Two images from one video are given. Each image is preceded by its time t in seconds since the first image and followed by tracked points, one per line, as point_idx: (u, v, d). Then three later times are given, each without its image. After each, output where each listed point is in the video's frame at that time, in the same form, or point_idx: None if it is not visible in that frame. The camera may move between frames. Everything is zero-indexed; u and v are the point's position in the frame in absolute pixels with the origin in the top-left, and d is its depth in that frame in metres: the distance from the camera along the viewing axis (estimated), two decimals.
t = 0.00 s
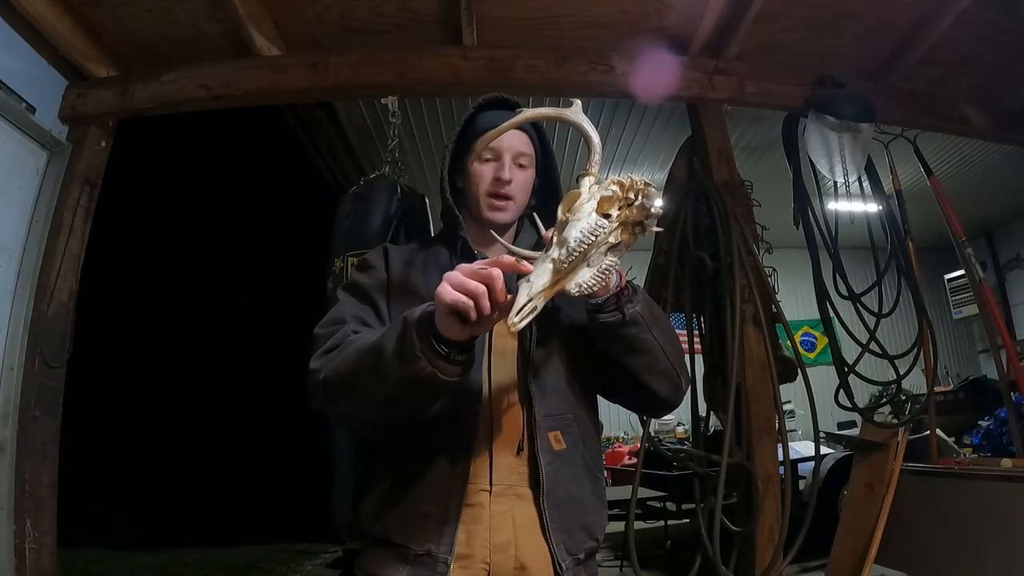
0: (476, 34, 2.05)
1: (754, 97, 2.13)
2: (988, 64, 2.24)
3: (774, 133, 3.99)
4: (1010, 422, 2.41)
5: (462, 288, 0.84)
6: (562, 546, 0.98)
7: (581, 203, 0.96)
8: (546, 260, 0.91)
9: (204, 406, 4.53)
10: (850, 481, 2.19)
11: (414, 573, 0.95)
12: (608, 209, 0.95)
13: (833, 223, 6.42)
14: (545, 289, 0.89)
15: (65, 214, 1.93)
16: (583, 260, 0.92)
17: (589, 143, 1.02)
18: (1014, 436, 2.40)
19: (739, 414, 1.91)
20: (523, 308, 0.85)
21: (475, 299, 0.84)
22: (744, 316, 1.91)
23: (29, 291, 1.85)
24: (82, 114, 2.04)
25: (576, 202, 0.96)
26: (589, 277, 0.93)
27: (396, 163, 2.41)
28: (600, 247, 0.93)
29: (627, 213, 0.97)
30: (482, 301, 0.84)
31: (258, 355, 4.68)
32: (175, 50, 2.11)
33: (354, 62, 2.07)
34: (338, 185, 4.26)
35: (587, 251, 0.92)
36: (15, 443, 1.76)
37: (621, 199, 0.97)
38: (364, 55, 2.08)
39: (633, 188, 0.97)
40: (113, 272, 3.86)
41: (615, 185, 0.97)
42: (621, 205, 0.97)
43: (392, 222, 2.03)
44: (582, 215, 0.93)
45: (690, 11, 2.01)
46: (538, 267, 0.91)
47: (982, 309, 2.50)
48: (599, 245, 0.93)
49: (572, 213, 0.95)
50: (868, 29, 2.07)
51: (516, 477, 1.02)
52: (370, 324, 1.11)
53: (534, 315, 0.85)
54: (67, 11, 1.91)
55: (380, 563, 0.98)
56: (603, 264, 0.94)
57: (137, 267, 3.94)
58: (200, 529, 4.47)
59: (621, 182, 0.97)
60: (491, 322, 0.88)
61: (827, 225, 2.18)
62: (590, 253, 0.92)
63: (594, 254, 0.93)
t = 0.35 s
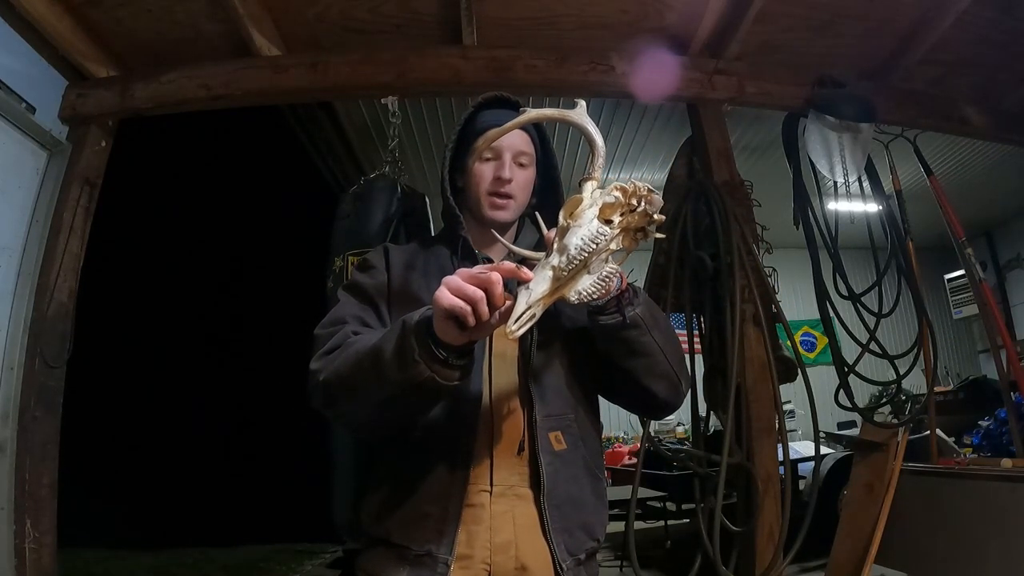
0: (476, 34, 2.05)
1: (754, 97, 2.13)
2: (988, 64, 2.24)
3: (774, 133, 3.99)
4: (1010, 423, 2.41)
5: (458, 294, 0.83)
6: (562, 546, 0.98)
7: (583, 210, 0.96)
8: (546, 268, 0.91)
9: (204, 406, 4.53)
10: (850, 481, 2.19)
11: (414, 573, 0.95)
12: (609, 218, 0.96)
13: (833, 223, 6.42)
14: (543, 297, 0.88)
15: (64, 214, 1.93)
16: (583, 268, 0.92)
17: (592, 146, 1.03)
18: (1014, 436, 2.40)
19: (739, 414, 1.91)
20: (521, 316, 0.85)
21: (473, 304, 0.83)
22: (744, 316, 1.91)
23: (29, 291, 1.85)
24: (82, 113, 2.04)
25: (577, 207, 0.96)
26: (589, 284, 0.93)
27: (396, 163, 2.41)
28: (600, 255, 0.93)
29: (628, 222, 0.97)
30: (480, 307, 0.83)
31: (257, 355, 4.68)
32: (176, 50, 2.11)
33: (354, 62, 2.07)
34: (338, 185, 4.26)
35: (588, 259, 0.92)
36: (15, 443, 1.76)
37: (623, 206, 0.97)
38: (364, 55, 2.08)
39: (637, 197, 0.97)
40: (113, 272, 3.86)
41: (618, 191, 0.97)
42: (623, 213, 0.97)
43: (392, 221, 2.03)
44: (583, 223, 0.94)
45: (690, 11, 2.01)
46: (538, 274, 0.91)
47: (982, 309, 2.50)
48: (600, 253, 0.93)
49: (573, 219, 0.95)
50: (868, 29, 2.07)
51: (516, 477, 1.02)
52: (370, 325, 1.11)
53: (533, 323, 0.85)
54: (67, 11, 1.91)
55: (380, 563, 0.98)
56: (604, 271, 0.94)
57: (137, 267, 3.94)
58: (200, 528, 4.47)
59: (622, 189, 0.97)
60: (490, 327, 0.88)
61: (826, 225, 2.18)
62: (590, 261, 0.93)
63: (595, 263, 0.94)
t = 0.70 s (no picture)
0: (476, 34, 2.05)
1: (754, 97, 2.13)
2: (988, 64, 2.24)
3: (774, 133, 3.99)
4: (1010, 422, 2.40)
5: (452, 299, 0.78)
6: (563, 546, 0.99)
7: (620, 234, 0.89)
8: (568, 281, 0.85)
9: (204, 406, 4.53)
10: (850, 481, 2.19)
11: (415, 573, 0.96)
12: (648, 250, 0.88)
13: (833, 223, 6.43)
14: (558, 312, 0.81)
15: (65, 214, 1.93)
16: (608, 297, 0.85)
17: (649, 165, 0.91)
18: (1015, 436, 2.39)
19: (739, 413, 1.91)
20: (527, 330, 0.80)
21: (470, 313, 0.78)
22: (744, 316, 1.91)
23: (28, 291, 1.85)
24: (82, 113, 2.04)
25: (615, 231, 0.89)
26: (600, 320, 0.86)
27: (396, 162, 2.41)
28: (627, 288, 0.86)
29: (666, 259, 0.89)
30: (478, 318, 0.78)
31: (257, 355, 4.67)
32: (176, 51, 2.11)
33: (355, 61, 2.07)
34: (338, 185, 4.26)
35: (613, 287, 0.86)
36: (15, 443, 1.76)
37: (658, 248, 0.88)
38: (364, 55, 2.08)
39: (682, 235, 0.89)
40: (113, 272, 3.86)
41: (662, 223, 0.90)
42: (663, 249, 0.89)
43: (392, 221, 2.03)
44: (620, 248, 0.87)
45: (690, 11, 2.01)
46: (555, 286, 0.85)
47: (982, 309, 2.50)
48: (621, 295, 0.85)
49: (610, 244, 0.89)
50: (868, 29, 2.07)
51: (518, 477, 1.02)
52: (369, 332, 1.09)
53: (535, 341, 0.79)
54: (66, 11, 1.91)
55: (381, 564, 0.98)
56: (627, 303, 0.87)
57: (137, 266, 3.94)
58: (199, 529, 4.47)
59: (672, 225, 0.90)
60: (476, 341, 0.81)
61: (826, 225, 2.18)
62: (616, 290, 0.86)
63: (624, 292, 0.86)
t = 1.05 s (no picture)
0: (476, 34, 2.05)
1: (754, 97, 2.13)
2: (988, 64, 2.24)
3: (774, 133, 3.99)
4: (1010, 422, 2.40)
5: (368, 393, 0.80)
6: (564, 546, 0.99)
7: (662, 296, 0.89)
8: (581, 278, 0.88)
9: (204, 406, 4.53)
10: (850, 481, 2.19)
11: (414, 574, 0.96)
12: (657, 329, 0.86)
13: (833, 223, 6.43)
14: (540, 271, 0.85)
15: (65, 214, 1.93)
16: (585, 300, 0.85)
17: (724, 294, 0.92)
18: (1015, 436, 2.39)
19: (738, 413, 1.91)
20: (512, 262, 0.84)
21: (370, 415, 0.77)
22: (744, 316, 1.90)
23: (28, 291, 1.85)
24: (81, 113, 2.04)
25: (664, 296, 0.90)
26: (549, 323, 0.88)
27: (396, 162, 2.41)
28: (592, 317, 0.84)
29: (651, 351, 0.88)
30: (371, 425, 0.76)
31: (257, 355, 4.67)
32: (176, 50, 2.11)
33: (355, 61, 2.07)
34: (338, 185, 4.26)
35: (597, 306, 0.86)
36: (15, 443, 1.76)
37: (644, 337, 0.86)
38: (364, 55, 2.08)
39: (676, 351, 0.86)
40: (112, 270, 3.81)
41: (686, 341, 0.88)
42: (660, 343, 0.87)
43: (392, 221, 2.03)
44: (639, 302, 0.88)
45: (690, 10, 2.01)
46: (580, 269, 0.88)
47: (982, 309, 2.50)
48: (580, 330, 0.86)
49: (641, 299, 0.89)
50: (868, 29, 2.07)
51: (515, 477, 1.03)
52: (357, 350, 1.07)
53: (496, 271, 0.82)
54: (66, 11, 1.91)
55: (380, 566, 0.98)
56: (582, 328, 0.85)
57: (137, 266, 3.94)
58: (199, 528, 4.47)
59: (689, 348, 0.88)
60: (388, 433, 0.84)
61: (826, 225, 2.18)
62: (585, 308, 0.85)
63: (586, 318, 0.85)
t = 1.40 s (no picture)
0: (476, 34, 2.05)
1: (754, 97, 2.13)
2: (988, 65, 2.24)
3: (774, 133, 3.99)
4: (1010, 422, 2.40)
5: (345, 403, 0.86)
6: (559, 547, 0.98)
7: (596, 275, 0.90)
8: (543, 234, 0.97)
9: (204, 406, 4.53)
10: (850, 481, 2.19)
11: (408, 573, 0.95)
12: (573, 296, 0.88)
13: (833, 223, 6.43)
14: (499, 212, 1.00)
15: (65, 214, 1.93)
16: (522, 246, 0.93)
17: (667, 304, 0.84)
18: (1015, 435, 2.39)
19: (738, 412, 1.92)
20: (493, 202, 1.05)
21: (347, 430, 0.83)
22: (743, 316, 1.90)
23: (28, 292, 1.85)
24: (82, 113, 2.04)
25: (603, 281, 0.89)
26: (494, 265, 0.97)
27: (396, 163, 2.41)
28: (519, 258, 0.92)
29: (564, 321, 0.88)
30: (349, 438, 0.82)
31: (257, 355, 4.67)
32: (176, 51, 2.11)
33: (355, 61, 2.07)
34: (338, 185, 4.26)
35: (529, 256, 0.92)
36: (15, 443, 1.76)
37: (559, 297, 0.89)
38: (365, 55, 2.08)
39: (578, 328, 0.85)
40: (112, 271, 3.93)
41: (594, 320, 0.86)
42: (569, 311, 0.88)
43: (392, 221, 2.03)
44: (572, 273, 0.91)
45: (690, 10, 2.01)
46: (547, 229, 0.98)
47: (982, 309, 2.50)
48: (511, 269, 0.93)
49: (577, 273, 0.92)
50: (868, 29, 2.08)
51: (510, 477, 1.01)
52: (356, 352, 1.07)
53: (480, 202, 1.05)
54: (66, 11, 1.91)
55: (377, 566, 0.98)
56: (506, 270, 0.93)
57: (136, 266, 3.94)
58: (199, 528, 4.47)
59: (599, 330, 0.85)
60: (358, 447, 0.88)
61: (826, 225, 2.18)
62: (518, 250, 0.92)
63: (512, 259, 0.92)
